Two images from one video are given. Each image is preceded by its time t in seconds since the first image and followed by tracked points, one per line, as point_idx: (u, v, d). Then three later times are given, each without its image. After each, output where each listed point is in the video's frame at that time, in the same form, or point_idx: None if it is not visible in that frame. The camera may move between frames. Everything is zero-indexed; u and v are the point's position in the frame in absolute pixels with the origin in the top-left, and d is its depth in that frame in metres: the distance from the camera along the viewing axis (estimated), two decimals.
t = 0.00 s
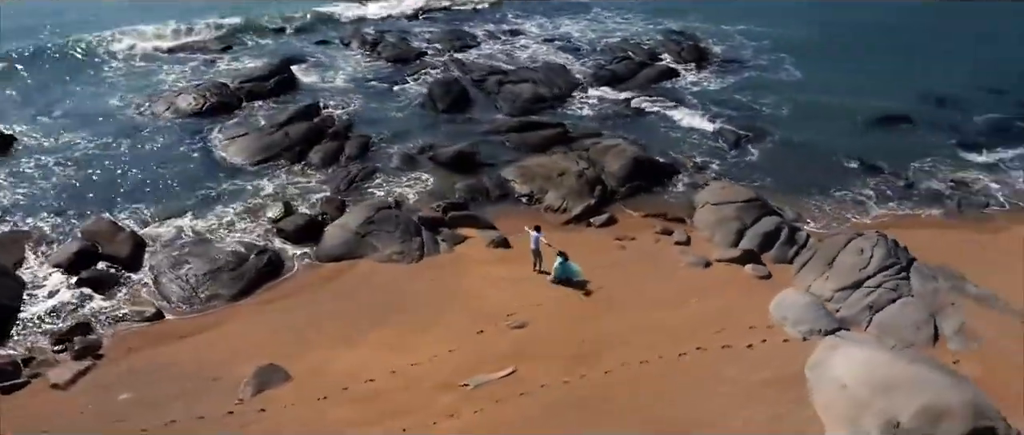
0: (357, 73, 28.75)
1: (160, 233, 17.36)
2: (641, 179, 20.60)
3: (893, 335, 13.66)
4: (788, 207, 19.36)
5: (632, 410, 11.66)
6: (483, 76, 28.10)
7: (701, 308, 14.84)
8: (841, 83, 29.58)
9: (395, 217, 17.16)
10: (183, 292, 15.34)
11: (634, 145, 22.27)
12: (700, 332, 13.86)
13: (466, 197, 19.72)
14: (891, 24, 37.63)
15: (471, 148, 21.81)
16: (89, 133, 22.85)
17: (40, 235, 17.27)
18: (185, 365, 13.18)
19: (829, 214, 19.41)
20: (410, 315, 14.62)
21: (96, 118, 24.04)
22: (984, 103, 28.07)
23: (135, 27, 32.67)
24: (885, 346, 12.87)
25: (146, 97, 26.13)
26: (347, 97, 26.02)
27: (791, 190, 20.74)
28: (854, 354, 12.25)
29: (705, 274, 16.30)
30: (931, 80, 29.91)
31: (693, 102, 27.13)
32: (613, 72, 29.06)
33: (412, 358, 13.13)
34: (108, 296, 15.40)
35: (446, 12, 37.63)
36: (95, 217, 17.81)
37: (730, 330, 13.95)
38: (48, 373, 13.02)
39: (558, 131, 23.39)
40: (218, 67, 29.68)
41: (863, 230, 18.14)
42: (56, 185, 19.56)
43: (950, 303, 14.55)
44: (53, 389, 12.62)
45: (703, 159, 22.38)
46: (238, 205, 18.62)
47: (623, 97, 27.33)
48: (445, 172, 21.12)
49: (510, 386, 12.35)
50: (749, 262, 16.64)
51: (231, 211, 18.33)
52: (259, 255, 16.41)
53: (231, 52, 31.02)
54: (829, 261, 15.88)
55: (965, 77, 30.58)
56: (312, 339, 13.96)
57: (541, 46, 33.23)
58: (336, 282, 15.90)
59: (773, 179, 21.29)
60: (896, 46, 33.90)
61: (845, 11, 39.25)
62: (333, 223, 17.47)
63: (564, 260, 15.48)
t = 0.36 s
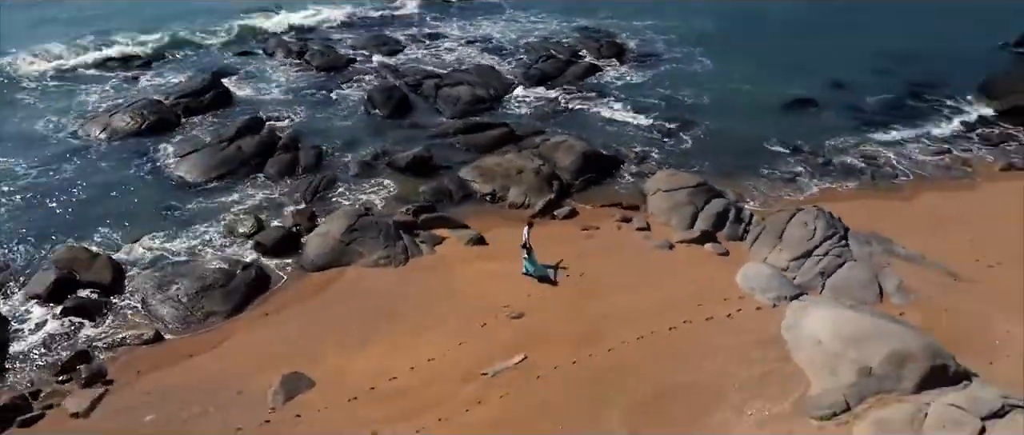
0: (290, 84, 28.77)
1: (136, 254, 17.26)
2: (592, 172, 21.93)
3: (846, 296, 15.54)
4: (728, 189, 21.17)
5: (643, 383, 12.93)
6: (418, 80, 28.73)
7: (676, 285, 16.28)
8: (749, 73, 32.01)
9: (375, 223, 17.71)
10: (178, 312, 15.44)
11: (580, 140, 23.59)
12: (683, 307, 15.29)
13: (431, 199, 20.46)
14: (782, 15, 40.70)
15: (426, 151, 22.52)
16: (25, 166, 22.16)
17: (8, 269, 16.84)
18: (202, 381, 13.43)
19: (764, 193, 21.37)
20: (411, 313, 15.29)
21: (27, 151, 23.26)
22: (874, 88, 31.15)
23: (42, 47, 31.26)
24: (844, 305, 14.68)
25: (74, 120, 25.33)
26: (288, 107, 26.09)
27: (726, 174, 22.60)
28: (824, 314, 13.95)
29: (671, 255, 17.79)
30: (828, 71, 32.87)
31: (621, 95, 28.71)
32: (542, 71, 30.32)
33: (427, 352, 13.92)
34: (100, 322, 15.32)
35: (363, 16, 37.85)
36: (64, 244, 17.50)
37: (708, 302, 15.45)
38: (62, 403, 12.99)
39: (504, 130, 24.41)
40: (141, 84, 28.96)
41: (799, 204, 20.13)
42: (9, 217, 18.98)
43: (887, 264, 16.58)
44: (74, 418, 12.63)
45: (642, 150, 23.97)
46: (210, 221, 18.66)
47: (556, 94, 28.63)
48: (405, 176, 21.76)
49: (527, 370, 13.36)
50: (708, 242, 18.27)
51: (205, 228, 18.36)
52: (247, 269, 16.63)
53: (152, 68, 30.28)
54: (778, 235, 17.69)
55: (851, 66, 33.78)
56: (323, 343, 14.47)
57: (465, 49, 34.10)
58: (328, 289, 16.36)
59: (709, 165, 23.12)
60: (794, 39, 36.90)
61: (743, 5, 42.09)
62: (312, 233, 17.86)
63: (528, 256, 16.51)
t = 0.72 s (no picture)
0: (255, 94, 29.03)
1: (145, 268, 17.62)
2: (567, 168, 23.29)
3: (816, 269, 17.38)
4: (694, 178, 22.88)
5: (655, 357, 14.36)
6: (382, 85, 29.45)
7: (665, 269, 17.79)
8: (691, 69, 34.00)
9: (376, 225, 18.62)
10: (201, 320, 15.97)
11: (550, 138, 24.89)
12: (677, 288, 16.81)
13: (420, 200, 21.37)
14: (712, 13, 43.08)
15: (407, 155, 23.41)
16: None
17: (16, 289, 16.96)
18: (244, 383, 14.13)
19: (725, 180, 23.17)
20: (430, 309, 16.32)
21: None
22: (805, 80, 33.64)
23: None
24: (818, 277, 16.48)
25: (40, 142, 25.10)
26: (258, 118, 26.45)
27: (688, 164, 24.34)
28: (805, 285, 15.68)
29: (654, 242, 19.32)
30: (761, 66, 35.26)
31: (578, 93, 30.16)
32: (499, 72, 31.47)
33: (454, 343, 14.99)
34: (124, 334, 15.72)
35: (311, 20, 38.06)
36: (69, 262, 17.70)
37: (698, 282, 17.01)
38: (110, 414, 13.52)
39: (476, 131, 25.50)
40: (99, 99, 28.63)
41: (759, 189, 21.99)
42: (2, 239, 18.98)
43: (847, 240, 18.54)
44: (125, 427, 13.20)
45: (607, 144, 25.45)
46: (210, 231, 19.09)
47: (516, 94, 29.84)
48: (389, 180, 22.61)
49: (549, 352, 14.60)
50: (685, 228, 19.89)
51: (207, 238, 18.79)
52: (260, 277, 17.24)
53: (106, 81, 29.91)
54: (750, 218, 19.47)
55: (782, 60, 36.30)
56: (351, 341, 15.34)
57: (420, 53, 34.90)
58: (343, 292, 17.19)
59: (671, 156, 24.82)
60: (726, 36, 39.24)
61: (675, 4, 44.31)
62: (316, 239, 18.59)
63: (515, 248, 17.69)
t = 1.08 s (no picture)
0: (238, 104, 29.59)
1: (171, 273, 18.36)
2: (555, 165, 24.71)
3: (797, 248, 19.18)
4: (673, 171, 24.57)
5: (667, 332, 15.88)
6: (364, 91, 30.35)
7: (662, 255, 19.36)
8: (654, 68, 35.79)
9: (390, 224, 19.75)
10: (236, 320, 16.82)
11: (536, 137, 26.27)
12: (675, 271, 18.38)
13: (421, 200, 22.47)
14: (667, 13, 45.08)
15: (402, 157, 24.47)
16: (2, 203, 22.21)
17: (47, 298, 17.50)
18: (291, 375, 15.13)
19: (701, 172, 24.92)
20: (452, 300, 17.53)
21: None
22: (760, 76, 35.78)
23: None
24: (801, 256, 18.28)
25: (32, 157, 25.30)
26: (249, 126, 27.12)
27: (665, 157, 26.03)
28: (792, 263, 17.41)
29: (647, 230, 20.89)
30: (719, 63, 37.28)
31: (553, 94, 31.57)
32: (475, 75, 32.68)
33: (481, 330, 16.25)
34: (164, 336, 16.50)
35: (280, 28, 38.56)
36: (95, 271, 18.31)
37: (694, 265, 18.62)
38: (168, 410, 14.33)
39: (464, 133, 26.70)
40: (81, 112, 28.70)
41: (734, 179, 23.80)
42: (20, 251, 19.42)
43: (820, 222, 20.42)
44: (186, 421, 14.04)
45: (588, 141, 26.95)
46: (227, 235, 19.88)
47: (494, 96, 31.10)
48: (388, 182, 23.65)
49: (570, 333, 15.99)
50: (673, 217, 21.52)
51: (225, 242, 19.58)
52: (286, 277, 18.17)
53: (85, 92, 29.96)
54: (732, 205, 21.20)
55: (737, 58, 38.43)
56: (384, 333, 16.47)
57: (393, 58, 35.76)
58: (366, 287, 18.25)
59: (648, 152, 26.48)
60: (682, 36, 41.23)
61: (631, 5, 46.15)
62: (332, 240, 19.52)
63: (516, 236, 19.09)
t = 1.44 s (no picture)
0: (228, 111, 30.30)
1: (196, 274, 19.28)
2: (544, 162, 26.19)
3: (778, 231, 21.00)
4: (655, 164, 26.27)
5: (671, 309, 17.53)
6: (351, 95, 31.34)
7: (656, 241, 21.03)
8: (624, 68, 37.52)
9: (402, 222, 20.99)
10: (269, 315, 17.86)
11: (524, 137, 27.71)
12: (670, 255, 20.05)
13: (422, 198, 23.70)
14: (629, 14, 46.95)
15: (399, 158, 25.65)
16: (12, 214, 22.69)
17: (80, 301, 18.24)
18: (332, 361, 16.31)
19: (680, 165, 26.71)
20: (470, 290, 18.86)
21: None
22: (723, 73, 37.84)
23: None
24: (783, 238, 20.12)
25: (30, 168, 25.67)
26: (243, 132, 27.90)
27: (646, 152, 27.74)
28: (777, 244, 19.22)
29: (638, 219, 22.52)
30: (682, 62, 39.27)
31: (532, 95, 33.02)
32: (455, 77, 33.92)
33: (502, 315, 17.66)
34: (202, 333, 17.44)
35: (256, 34, 39.07)
36: (122, 274, 19.09)
37: (686, 249, 20.32)
38: (221, 398, 15.35)
39: (454, 134, 27.98)
40: (70, 115, 28.88)
41: (712, 170, 25.64)
42: (43, 259, 20.06)
43: (796, 206, 22.33)
44: (241, 407, 15.10)
45: (572, 139, 28.52)
46: (245, 237, 20.84)
47: (476, 98, 32.42)
48: (388, 182, 24.81)
49: (584, 313, 17.51)
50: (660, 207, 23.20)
51: (245, 244, 20.54)
52: (309, 274, 19.25)
53: (70, 97, 30.13)
54: (714, 194, 22.97)
55: (699, 56, 40.48)
56: (411, 322, 17.75)
57: (373, 63, 36.69)
58: (386, 280, 19.46)
59: (629, 148, 28.16)
60: (646, 36, 43.11)
61: (593, 7, 47.88)
62: (347, 237, 20.62)
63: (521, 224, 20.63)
